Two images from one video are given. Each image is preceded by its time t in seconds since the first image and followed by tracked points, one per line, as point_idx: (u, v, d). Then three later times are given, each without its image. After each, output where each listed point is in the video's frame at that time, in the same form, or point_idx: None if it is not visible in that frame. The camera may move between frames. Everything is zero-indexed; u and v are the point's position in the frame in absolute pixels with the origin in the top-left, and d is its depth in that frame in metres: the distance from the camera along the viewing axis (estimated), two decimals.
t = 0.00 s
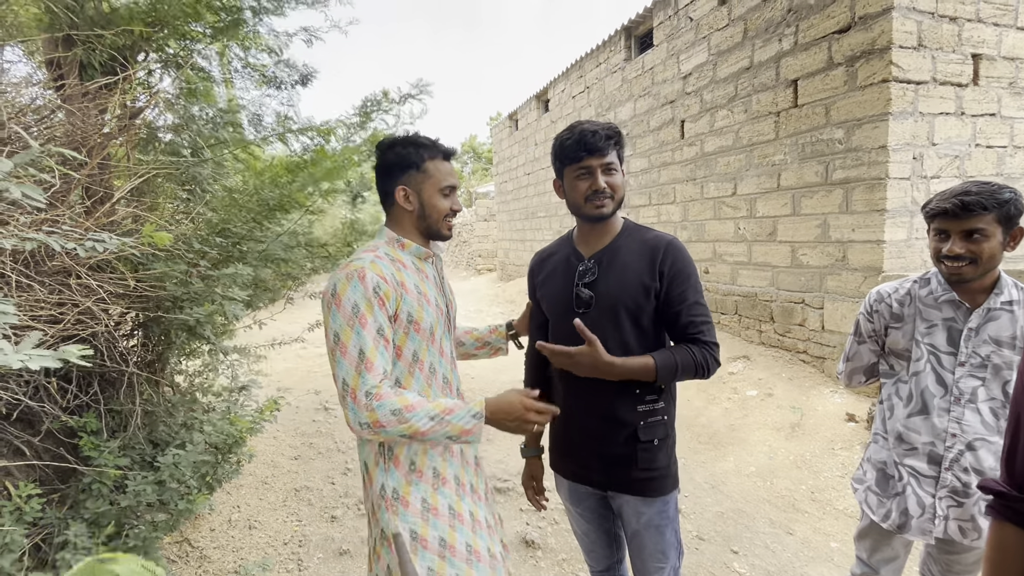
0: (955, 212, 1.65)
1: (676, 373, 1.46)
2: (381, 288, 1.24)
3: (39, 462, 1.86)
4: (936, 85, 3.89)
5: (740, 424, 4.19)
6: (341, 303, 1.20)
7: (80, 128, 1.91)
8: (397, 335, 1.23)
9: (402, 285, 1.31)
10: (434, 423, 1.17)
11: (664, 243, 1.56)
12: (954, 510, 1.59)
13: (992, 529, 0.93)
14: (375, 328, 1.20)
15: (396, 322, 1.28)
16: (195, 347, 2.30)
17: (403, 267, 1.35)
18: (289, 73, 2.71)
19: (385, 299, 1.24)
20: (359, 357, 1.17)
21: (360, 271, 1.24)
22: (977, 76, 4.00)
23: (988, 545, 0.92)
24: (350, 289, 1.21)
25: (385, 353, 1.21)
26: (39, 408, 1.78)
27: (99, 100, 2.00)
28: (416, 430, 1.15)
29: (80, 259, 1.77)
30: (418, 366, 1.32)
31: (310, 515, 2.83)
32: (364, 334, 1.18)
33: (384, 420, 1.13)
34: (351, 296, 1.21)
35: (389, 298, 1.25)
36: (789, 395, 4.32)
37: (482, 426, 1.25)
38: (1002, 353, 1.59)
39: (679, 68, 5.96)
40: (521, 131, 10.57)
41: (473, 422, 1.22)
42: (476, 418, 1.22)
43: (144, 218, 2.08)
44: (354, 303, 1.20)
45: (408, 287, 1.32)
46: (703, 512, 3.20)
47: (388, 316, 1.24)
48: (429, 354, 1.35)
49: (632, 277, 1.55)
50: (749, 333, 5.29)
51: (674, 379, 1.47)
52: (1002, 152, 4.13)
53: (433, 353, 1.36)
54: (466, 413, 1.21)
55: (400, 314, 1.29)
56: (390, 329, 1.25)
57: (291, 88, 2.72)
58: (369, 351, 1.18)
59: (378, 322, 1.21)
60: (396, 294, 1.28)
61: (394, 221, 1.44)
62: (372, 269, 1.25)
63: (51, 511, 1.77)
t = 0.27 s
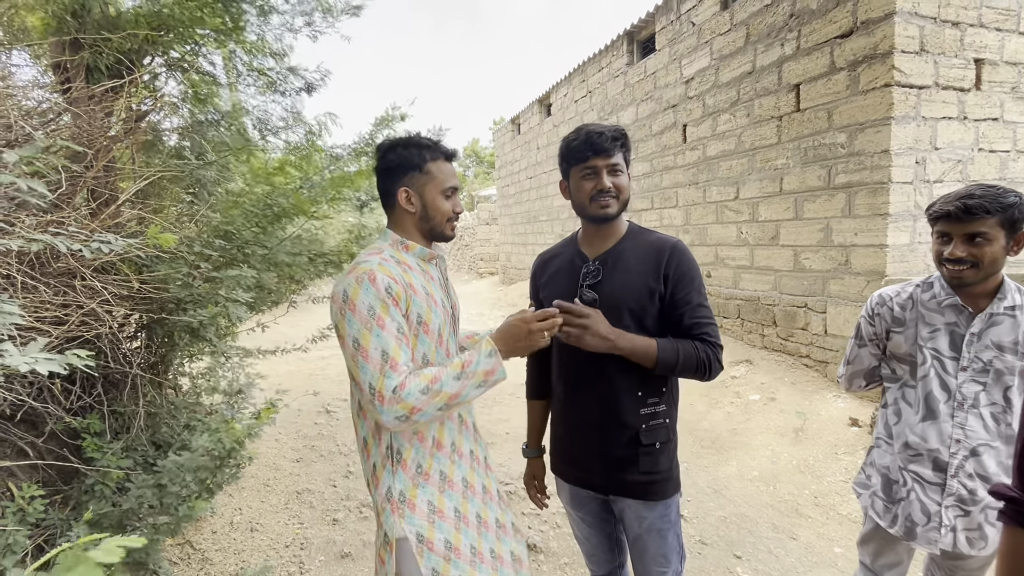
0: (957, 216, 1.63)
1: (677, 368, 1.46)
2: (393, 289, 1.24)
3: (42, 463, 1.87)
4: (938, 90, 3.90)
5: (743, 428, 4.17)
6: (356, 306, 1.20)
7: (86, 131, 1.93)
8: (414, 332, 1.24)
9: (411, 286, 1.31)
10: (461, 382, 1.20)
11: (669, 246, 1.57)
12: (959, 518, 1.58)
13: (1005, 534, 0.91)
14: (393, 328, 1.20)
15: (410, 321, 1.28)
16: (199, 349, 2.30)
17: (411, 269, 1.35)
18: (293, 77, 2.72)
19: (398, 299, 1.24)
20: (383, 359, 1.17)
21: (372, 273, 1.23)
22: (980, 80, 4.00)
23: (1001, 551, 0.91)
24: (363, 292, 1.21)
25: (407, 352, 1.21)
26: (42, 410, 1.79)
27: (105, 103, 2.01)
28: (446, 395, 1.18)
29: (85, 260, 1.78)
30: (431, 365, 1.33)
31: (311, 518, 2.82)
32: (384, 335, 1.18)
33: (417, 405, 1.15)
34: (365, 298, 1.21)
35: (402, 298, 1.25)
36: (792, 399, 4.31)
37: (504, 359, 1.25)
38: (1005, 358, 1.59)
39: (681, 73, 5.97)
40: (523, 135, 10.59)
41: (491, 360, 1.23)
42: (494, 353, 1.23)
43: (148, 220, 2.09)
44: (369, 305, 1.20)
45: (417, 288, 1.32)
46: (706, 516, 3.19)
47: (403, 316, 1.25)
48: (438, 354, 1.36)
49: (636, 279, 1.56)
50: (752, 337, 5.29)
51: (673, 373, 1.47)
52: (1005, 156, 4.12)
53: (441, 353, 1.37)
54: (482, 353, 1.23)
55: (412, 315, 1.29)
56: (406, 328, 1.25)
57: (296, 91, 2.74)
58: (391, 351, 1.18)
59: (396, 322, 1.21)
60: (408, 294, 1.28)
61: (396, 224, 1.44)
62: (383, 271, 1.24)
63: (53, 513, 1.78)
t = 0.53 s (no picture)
0: (954, 220, 1.63)
1: (650, 362, 1.43)
2: (395, 296, 1.23)
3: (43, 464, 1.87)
4: (939, 95, 3.91)
5: (744, 433, 4.16)
6: (356, 313, 1.20)
7: (90, 132, 1.94)
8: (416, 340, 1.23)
9: (413, 293, 1.30)
10: (462, 390, 1.21)
11: (669, 245, 1.57)
12: (957, 523, 1.58)
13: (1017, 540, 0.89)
14: (394, 337, 1.20)
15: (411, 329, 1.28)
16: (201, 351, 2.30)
17: (413, 274, 1.35)
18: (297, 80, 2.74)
19: (399, 306, 1.24)
20: (383, 369, 1.16)
21: (373, 279, 1.23)
22: (980, 87, 4.01)
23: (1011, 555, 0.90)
24: (363, 298, 1.21)
25: (408, 360, 1.21)
26: (43, 410, 1.79)
27: (109, 105, 2.02)
28: (447, 404, 1.19)
29: (88, 261, 1.79)
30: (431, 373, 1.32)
31: (311, 522, 2.81)
32: (384, 343, 1.18)
33: (417, 415, 1.15)
34: (365, 305, 1.21)
35: (403, 306, 1.25)
36: (793, 404, 4.30)
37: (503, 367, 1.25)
38: (1006, 363, 1.59)
39: (682, 78, 5.99)
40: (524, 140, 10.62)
41: (492, 367, 1.24)
42: (493, 358, 1.24)
43: (151, 221, 2.09)
44: (369, 313, 1.20)
45: (418, 295, 1.31)
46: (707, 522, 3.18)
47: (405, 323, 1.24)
48: (439, 362, 1.35)
49: (638, 280, 1.56)
50: (753, 342, 5.28)
51: (647, 367, 1.43)
52: (1005, 162, 4.13)
53: (443, 361, 1.36)
54: (483, 360, 1.23)
55: (413, 322, 1.28)
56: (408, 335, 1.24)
57: (299, 95, 2.75)
58: (392, 359, 1.18)
59: (398, 330, 1.21)
60: (409, 301, 1.27)
61: (402, 226, 1.44)
62: (384, 278, 1.24)
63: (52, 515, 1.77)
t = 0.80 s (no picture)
0: (952, 224, 1.63)
1: (658, 372, 1.42)
2: (388, 303, 1.22)
3: (47, 462, 1.88)
4: (943, 100, 3.90)
5: (746, 437, 4.15)
6: (347, 321, 1.19)
7: (98, 132, 1.95)
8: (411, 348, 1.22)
9: (408, 299, 1.28)
10: (461, 403, 1.19)
11: (670, 245, 1.57)
12: (960, 528, 1.57)
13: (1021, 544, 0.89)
14: (386, 346, 1.18)
15: (406, 337, 1.26)
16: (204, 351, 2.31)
17: (410, 279, 1.33)
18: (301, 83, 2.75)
19: (393, 313, 1.22)
20: (375, 380, 1.14)
21: (364, 285, 1.22)
22: (985, 91, 4.01)
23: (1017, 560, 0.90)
24: (355, 306, 1.20)
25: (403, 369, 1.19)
26: (48, 409, 1.80)
27: (116, 106, 2.04)
28: (445, 417, 1.17)
29: (93, 261, 1.79)
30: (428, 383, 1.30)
31: (313, 522, 2.81)
32: (376, 354, 1.16)
33: (414, 429, 1.13)
34: (357, 313, 1.20)
35: (397, 313, 1.23)
36: (796, 408, 4.29)
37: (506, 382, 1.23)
38: (1006, 367, 1.59)
39: (685, 82, 6.00)
40: (527, 143, 10.64)
41: (493, 381, 1.21)
42: (493, 373, 1.21)
43: (157, 221, 2.09)
44: (362, 321, 1.19)
45: (415, 301, 1.30)
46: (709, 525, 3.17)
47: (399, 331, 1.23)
48: (438, 372, 1.32)
49: (639, 281, 1.56)
50: (756, 345, 5.27)
51: (655, 378, 1.43)
52: (1010, 167, 4.12)
53: (443, 371, 1.34)
54: (484, 373, 1.21)
55: (407, 330, 1.26)
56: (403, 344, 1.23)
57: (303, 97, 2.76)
58: (385, 370, 1.16)
59: (391, 339, 1.20)
60: (404, 308, 1.26)
61: (402, 226, 1.44)
62: (377, 284, 1.23)
63: (56, 513, 1.79)
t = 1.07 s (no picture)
0: (942, 227, 1.63)
1: (662, 376, 1.42)
2: (382, 306, 1.19)
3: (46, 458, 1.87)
4: (943, 104, 3.92)
5: (745, 439, 4.16)
6: (340, 327, 1.15)
7: (100, 129, 1.95)
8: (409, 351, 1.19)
9: (400, 303, 1.26)
10: (473, 404, 1.18)
11: (674, 246, 1.57)
12: (954, 527, 1.59)
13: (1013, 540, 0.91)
14: (385, 348, 1.15)
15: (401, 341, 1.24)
16: (206, 348, 2.31)
17: (401, 283, 1.31)
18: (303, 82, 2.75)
19: (387, 316, 1.20)
20: (379, 384, 1.11)
21: (354, 289, 1.19)
22: (984, 96, 4.02)
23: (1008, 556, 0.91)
24: (346, 310, 1.16)
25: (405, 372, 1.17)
26: (48, 405, 1.80)
27: (118, 103, 2.04)
28: (457, 419, 1.16)
29: (94, 257, 1.80)
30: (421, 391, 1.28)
31: (311, 521, 2.81)
32: (376, 357, 1.13)
33: (428, 433, 1.12)
34: (349, 318, 1.16)
35: (390, 316, 1.21)
36: (795, 410, 4.30)
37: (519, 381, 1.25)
38: (997, 367, 1.60)
39: (686, 84, 6.01)
40: (528, 143, 10.65)
41: (506, 381, 1.22)
42: (504, 373, 1.22)
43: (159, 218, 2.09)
44: (356, 325, 1.15)
45: (406, 305, 1.28)
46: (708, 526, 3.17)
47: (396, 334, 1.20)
48: (430, 379, 1.30)
49: (644, 282, 1.56)
50: (755, 347, 5.27)
51: (659, 381, 1.43)
52: (1009, 171, 4.14)
53: (434, 378, 1.32)
54: (496, 373, 1.21)
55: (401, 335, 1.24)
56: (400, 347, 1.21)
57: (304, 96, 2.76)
58: (388, 373, 1.13)
59: (389, 341, 1.17)
60: (396, 312, 1.23)
61: (394, 227, 1.41)
62: (369, 288, 1.20)
63: (56, 509, 1.79)
